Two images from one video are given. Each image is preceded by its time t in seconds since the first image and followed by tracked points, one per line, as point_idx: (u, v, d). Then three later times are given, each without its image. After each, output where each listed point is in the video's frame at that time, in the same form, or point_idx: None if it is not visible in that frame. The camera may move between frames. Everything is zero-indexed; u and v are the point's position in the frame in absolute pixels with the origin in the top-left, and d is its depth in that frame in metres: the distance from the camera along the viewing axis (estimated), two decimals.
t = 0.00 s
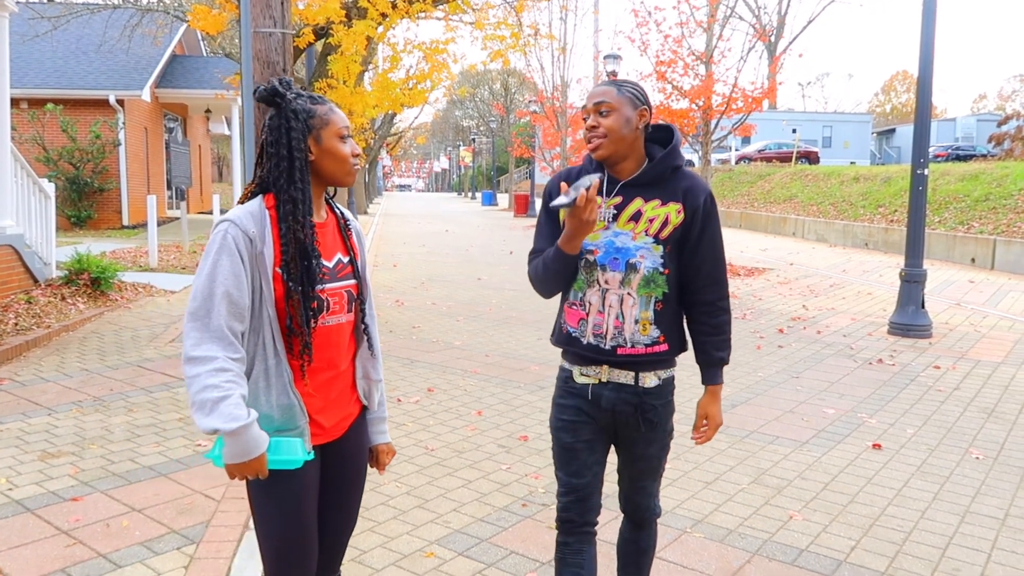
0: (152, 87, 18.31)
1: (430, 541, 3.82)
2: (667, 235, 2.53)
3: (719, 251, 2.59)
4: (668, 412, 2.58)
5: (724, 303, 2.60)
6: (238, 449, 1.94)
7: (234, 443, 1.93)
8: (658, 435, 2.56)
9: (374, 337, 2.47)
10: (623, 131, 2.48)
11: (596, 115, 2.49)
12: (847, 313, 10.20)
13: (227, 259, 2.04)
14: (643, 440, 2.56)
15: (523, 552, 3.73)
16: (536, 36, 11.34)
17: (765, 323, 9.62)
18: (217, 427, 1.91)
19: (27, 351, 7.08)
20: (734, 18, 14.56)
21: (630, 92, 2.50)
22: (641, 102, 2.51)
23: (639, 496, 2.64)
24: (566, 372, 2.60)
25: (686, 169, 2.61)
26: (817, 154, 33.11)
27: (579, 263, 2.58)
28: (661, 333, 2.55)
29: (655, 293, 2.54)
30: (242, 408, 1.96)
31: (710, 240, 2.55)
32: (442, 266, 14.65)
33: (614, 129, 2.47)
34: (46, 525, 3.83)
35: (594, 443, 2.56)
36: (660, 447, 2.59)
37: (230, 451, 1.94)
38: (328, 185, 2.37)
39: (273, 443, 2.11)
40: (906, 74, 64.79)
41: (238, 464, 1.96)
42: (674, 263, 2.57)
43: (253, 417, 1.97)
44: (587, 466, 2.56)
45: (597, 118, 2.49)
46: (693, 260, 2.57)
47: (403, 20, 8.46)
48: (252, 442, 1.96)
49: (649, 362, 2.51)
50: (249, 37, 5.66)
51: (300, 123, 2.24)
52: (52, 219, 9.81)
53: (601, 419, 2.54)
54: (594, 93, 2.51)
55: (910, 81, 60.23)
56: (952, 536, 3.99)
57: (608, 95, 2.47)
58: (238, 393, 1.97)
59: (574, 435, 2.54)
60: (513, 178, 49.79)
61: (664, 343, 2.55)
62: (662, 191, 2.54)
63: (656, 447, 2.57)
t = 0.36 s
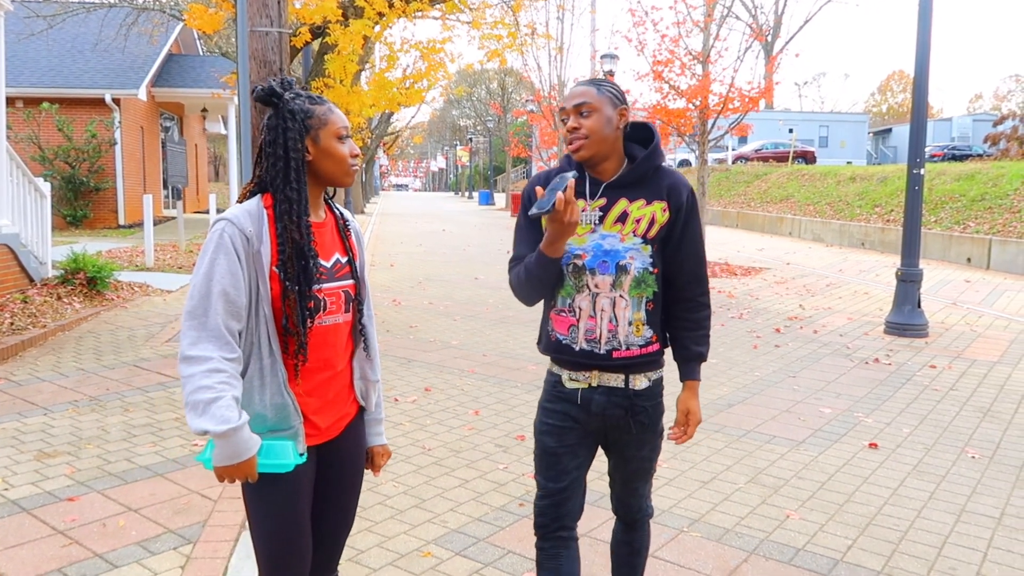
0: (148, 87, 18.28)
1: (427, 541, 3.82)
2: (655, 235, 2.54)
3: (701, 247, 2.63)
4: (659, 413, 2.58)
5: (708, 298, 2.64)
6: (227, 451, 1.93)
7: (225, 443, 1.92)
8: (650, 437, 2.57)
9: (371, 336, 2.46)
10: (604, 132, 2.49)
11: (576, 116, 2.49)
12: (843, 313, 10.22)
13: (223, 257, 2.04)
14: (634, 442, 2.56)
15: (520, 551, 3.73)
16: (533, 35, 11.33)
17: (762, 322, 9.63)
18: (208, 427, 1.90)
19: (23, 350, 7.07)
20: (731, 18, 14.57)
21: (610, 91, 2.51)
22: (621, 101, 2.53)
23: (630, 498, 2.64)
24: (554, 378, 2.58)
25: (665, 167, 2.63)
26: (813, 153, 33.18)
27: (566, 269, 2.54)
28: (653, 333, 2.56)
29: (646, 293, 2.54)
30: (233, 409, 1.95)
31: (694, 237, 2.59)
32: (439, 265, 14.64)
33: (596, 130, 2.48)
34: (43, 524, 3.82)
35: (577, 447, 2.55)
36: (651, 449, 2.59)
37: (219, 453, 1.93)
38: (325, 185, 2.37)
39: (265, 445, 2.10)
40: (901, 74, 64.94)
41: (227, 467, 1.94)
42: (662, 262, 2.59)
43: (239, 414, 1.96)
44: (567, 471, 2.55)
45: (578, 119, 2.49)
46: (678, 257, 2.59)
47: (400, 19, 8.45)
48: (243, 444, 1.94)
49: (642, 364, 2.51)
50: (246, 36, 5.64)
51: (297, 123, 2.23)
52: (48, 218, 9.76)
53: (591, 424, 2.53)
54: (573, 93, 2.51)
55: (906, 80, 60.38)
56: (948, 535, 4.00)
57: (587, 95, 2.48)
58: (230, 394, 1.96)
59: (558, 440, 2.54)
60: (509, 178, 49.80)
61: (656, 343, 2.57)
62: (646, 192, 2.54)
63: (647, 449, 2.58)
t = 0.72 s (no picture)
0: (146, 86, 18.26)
1: (426, 541, 3.82)
2: (610, 227, 2.45)
3: (665, 241, 2.52)
4: (624, 430, 2.50)
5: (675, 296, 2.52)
6: (213, 451, 1.92)
7: (210, 443, 1.91)
8: (615, 454, 2.49)
9: (368, 336, 2.45)
10: (551, 123, 2.46)
11: (523, 108, 2.47)
12: (842, 313, 10.22)
13: (217, 257, 2.04)
14: (595, 462, 2.48)
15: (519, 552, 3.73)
16: (532, 35, 11.33)
17: (760, 322, 9.63)
18: (196, 427, 1.90)
19: (21, 350, 7.06)
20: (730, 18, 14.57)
21: (558, 84, 2.49)
22: (570, 94, 2.50)
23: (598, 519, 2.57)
24: (511, 389, 2.55)
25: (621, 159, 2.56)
26: (812, 153, 33.21)
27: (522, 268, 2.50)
28: (615, 333, 2.48)
29: (604, 290, 2.46)
30: (221, 408, 1.94)
31: (656, 229, 2.50)
32: (438, 265, 14.64)
33: (541, 121, 2.45)
34: (41, 525, 3.82)
35: (535, 463, 2.52)
36: (617, 467, 2.51)
37: (206, 452, 1.92)
38: (318, 186, 2.35)
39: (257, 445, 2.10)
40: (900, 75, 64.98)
41: (213, 466, 1.94)
42: (621, 256, 2.49)
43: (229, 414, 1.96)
44: (525, 489, 2.52)
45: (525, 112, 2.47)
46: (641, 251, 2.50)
47: (399, 18, 8.45)
48: (229, 445, 1.94)
49: (601, 375, 2.44)
50: (245, 36, 5.64)
51: (288, 122, 2.23)
52: (46, 218, 9.73)
53: (549, 439, 2.48)
54: (521, 89, 2.51)
55: (904, 80, 60.45)
56: (947, 535, 4.01)
57: (533, 89, 2.47)
58: (219, 393, 1.96)
59: (517, 456, 2.51)
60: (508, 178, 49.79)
61: (619, 345, 2.48)
62: (599, 182, 2.48)
63: (612, 468, 2.49)
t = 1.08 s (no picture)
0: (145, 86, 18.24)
1: (426, 540, 3.82)
2: (561, 229, 2.26)
3: (630, 244, 2.17)
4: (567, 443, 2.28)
5: (640, 308, 2.15)
6: (201, 450, 1.92)
7: (198, 442, 1.91)
8: (548, 467, 2.29)
9: (369, 337, 2.43)
10: (529, 120, 2.37)
11: (508, 102, 2.41)
12: (841, 313, 10.21)
13: (213, 257, 2.04)
14: (533, 474, 2.31)
15: (519, 551, 3.73)
16: (532, 35, 11.32)
17: (760, 322, 9.62)
18: (183, 426, 1.90)
19: (21, 349, 7.05)
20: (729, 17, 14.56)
21: (548, 79, 2.38)
22: (556, 92, 2.38)
23: (539, 549, 2.32)
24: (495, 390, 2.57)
25: (598, 158, 2.32)
26: (811, 153, 33.22)
27: (494, 267, 2.49)
28: (565, 343, 2.28)
29: (556, 296, 2.28)
30: (210, 409, 1.94)
31: (616, 232, 2.17)
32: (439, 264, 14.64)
33: (518, 117, 2.38)
34: (41, 524, 3.81)
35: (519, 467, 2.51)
36: (553, 484, 2.29)
37: (193, 451, 1.92)
38: (311, 186, 2.32)
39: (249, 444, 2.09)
40: (899, 75, 64.91)
41: (201, 466, 1.93)
42: (576, 261, 2.26)
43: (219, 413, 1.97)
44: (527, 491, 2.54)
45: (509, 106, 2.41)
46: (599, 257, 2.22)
47: (399, 18, 8.45)
48: (216, 445, 1.93)
49: (538, 379, 2.30)
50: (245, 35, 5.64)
51: (271, 124, 2.24)
52: (45, 218, 9.73)
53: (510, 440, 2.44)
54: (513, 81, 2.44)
55: (904, 80, 60.52)
56: (947, 535, 4.00)
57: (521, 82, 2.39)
58: (208, 393, 1.95)
59: (508, 458, 2.52)
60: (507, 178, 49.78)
61: (570, 355, 2.27)
62: (561, 184, 2.31)
63: (546, 483, 2.29)
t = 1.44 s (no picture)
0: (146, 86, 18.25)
1: (427, 540, 3.82)
2: (566, 231, 2.22)
3: (634, 250, 2.10)
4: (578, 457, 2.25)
5: (641, 317, 2.08)
6: (170, 436, 1.93)
7: (171, 430, 1.93)
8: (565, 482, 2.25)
9: (370, 341, 2.38)
10: (545, 114, 2.35)
11: (523, 97, 2.40)
12: (842, 313, 10.21)
13: (204, 251, 2.09)
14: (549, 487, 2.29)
15: (521, 551, 3.73)
16: (533, 35, 11.32)
17: (761, 322, 9.62)
18: (158, 411, 1.93)
19: (22, 349, 7.05)
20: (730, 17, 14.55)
21: (564, 72, 2.35)
22: (573, 84, 2.35)
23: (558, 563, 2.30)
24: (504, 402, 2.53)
25: (611, 155, 2.25)
26: (812, 153, 33.21)
27: (505, 268, 2.46)
28: (567, 350, 2.25)
29: (559, 301, 2.25)
30: (186, 396, 1.96)
31: (620, 236, 2.10)
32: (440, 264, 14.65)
33: (533, 111, 2.36)
34: (41, 524, 3.81)
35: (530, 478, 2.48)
36: (571, 500, 2.25)
37: (165, 437, 1.94)
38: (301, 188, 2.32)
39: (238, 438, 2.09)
40: (900, 75, 64.85)
41: (180, 455, 1.95)
42: (581, 264, 2.22)
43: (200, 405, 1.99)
44: (532, 501, 2.53)
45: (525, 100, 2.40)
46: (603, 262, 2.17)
47: (399, 18, 8.46)
48: (187, 432, 1.94)
49: (546, 390, 2.27)
50: (245, 35, 5.64)
51: (254, 124, 2.26)
52: (47, 217, 9.74)
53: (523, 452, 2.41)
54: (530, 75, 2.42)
55: (905, 80, 60.51)
56: (948, 535, 4.01)
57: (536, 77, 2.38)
58: (188, 381, 1.98)
59: (518, 469, 2.49)
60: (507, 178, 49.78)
61: (572, 365, 2.24)
62: (572, 183, 2.27)
63: (563, 498, 2.26)
